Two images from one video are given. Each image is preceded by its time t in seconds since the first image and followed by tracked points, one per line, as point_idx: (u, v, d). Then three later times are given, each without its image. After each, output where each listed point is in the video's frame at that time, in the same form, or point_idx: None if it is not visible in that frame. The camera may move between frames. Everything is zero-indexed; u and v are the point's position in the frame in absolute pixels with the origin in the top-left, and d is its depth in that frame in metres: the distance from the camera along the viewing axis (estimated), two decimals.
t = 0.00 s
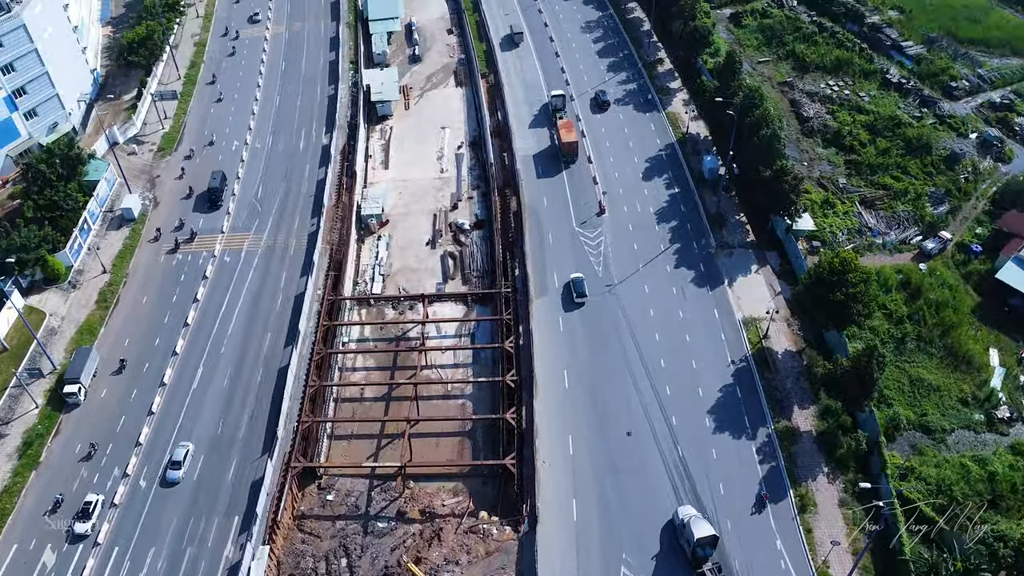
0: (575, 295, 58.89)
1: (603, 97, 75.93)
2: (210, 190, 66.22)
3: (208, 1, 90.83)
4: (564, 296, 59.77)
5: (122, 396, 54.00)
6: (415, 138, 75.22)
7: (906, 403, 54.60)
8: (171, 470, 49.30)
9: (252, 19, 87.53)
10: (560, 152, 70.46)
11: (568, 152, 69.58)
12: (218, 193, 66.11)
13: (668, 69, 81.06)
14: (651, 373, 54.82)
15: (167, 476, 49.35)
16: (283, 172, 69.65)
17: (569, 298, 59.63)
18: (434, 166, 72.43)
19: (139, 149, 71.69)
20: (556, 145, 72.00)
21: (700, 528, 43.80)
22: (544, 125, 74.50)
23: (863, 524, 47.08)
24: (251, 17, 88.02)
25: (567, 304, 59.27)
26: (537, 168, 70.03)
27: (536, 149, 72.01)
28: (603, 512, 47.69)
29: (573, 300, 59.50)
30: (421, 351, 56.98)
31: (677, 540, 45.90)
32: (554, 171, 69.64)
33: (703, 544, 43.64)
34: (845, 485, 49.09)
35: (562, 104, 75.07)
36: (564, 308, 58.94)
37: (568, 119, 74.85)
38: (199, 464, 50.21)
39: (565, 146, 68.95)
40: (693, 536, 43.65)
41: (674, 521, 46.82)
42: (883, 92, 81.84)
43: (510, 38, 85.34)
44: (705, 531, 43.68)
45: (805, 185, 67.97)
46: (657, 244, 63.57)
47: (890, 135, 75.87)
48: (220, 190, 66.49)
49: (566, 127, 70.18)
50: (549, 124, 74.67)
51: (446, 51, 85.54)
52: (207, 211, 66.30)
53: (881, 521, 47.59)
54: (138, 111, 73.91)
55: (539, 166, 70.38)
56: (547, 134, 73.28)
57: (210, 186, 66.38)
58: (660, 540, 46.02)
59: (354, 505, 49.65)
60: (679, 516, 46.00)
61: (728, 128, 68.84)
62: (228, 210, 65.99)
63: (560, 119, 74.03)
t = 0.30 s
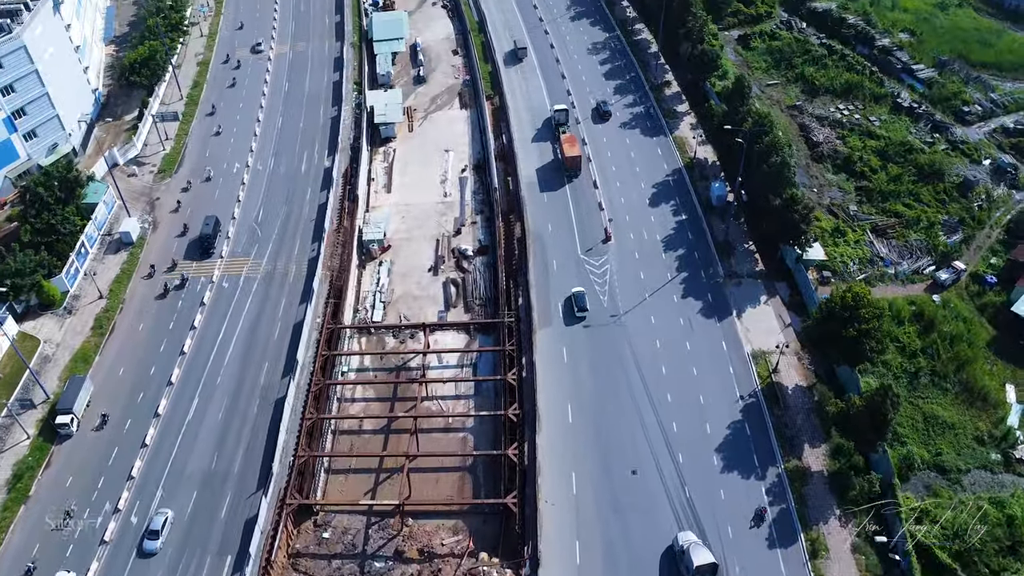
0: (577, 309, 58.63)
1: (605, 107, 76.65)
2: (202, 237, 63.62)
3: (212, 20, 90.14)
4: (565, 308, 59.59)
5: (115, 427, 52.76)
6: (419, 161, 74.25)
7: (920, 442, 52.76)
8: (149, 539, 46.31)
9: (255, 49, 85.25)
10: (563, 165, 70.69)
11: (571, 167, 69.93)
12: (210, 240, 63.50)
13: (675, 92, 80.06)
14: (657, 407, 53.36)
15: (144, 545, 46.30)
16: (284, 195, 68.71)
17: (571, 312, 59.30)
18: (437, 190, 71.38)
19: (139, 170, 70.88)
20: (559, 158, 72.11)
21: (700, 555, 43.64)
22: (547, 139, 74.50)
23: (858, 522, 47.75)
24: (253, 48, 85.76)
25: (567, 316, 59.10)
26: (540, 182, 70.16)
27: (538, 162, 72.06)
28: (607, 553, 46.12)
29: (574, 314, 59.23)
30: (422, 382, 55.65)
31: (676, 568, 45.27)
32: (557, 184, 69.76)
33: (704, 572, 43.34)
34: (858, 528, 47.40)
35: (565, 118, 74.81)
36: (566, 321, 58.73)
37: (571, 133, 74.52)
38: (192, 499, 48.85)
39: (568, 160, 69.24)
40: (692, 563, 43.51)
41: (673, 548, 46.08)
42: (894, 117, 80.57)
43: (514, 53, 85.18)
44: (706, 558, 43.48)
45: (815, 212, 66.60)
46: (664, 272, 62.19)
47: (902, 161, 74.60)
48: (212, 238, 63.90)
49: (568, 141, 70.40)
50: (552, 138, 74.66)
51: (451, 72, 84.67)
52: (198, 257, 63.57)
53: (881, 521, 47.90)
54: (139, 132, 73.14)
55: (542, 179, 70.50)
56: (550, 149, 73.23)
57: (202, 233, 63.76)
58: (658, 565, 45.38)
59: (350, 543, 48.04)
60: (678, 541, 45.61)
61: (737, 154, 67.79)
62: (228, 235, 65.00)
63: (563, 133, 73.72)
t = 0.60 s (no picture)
0: (578, 322, 58.34)
1: (606, 118, 77.10)
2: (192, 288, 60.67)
3: (217, 38, 89.46)
4: (565, 322, 59.42)
5: (107, 459, 51.41)
6: (422, 184, 73.17)
7: (935, 482, 50.68)
8: None
9: (256, 79, 82.94)
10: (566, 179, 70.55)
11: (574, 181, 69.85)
12: (199, 291, 60.56)
13: (683, 115, 78.99)
14: (663, 443, 51.87)
15: None
16: (285, 219, 67.71)
17: (572, 325, 59.12)
18: (440, 214, 70.23)
19: (139, 192, 69.99)
20: (562, 172, 72.00)
21: None
22: (550, 153, 74.51)
23: (858, 522, 47.53)
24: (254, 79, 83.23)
25: (568, 329, 58.89)
26: (544, 197, 69.87)
27: (541, 176, 72.06)
28: None
29: (574, 327, 59.05)
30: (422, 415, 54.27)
31: None
32: (560, 199, 69.56)
33: None
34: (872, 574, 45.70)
35: (568, 133, 74.38)
36: (568, 334, 58.54)
37: (574, 147, 74.38)
38: (185, 536, 47.43)
39: (572, 175, 69.11)
40: None
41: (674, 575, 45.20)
42: (905, 142, 79.24)
43: (518, 68, 85.27)
44: None
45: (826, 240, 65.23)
46: (671, 302, 60.75)
47: (914, 188, 73.25)
48: (202, 286, 61.09)
49: (573, 154, 70.25)
50: (555, 152, 74.66)
51: (456, 93, 83.69)
52: (186, 310, 60.61)
53: (880, 521, 47.75)
54: (139, 153, 72.29)
55: (545, 193, 70.30)
56: (553, 163, 73.23)
57: (191, 283, 60.88)
58: None
59: None
60: (679, 568, 44.84)
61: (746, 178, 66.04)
62: (228, 259, 63.92)
63: (566, 147, 73.51)
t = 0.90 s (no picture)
0: (579, 336, 58.11)
1: (608, 128, 77.73)
2: (177, 342, 57.39)
3: (221, 57, 88.89)
4: (568, 335, 59.14)
5: (98, 492, 50.06)
6: (425, 208, 72.02)
7: (952, 525, 48.79)
8: None
9: (256, 112, 80.45)
10: (569, 194, 70.66)
11: (577, 195, 69.87)
12: (184, 345, 57.43)
13: (691, 138, 77.84)
14: (670, 482, 50.26)
15: None
16: (286, 243, 66.64)
17: (572, 339, 58.88)
18: (443, 239, 69.05)
19: (139, 214, 69.09)
20: (565, 187, 72.04)
21: None
22: (553, 167, 74.54)
23: (857, 524, 47.61)
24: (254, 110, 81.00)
25: (569, 344, 58.53)
26: (547, 211, 69.80)
27: (544, 190, 72.05)
28: None
29: (576, 340, 58.79)
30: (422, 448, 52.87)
31: None
32: (563, 213, 69.49)
33: None
34: None
35: (571, 146, 74.47)
36: (568, 348, 58.28)
37: (577, 161, 74.31)
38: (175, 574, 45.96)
39: (575, 189, 69.29)
40: None
41: None
42: (917, 166, 77.87)
43: (521, 83, 85.05)
44: None
45: (837, 269, 63.83)
46: (679, 332, 59.29)
47: (926, 215, 71.84)
48: (188, 341, 57.83)
49: (575, 169, 70.47)
50: (558, 165, 74.66)
51: (461, 114, 82.73)
52: (172, 364, 57.50)
53: (881, 521, 46.63)
54: (140, 174, 71.43)
55: (548, 208, 70.25)
56: (556, 176, 73.25)
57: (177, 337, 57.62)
58: None
59: None
60: None
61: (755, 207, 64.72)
62: (227, 284, 62.84)
63: (569, 161, 73.48)
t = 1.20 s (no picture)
0: (580, 349, 57.87)
1: (610, 138, 77.99)
2: (158, 402, 54.04)
3: (224, 76, 88.17)
4: (570, 348, 58.95)
5: (88, 527, 48.58)
6: (428, 231, 70.86)
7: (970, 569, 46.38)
8: None
9: (256, 145, 78.01)
10: (573, 208, 70.56)
11: (580, 209, 69.68)
12: (166, 405, 53.98)
13: (698, 161, 76.58)
14: (677, 522, 48.56)
15: None
16: (286, 268, 65.53)
17: (574, 352, 58.69)
18: (446, 264, 67.84)
19: (138, 237, 68.11)
20: (568, 201, 71.88)
21: None
22: (556, 181, 74.34)
23: (857, 526, 48.08)
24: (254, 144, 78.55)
25: (572, 358, 58.29)
26: (550, 224, 69.71)
27: (548, 205, 71.82)
28: None
29: (578, 354, 58.52)
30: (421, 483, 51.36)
31: None
32: (566, 227, 69.38)
33: None
34: None
35: (575, 160, 74.31)
36: (569, 362, 58.01)
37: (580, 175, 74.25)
38: None
39: (578, 203, 69.16)
40: None
41: None
42: (930, 192, 76.41)
43: (525, 98, 85.11)
44: None
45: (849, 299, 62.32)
46: (686, 364, 57.79)
47: (939, 242, 70.31)
48: (171, 401, 54.41)
49: (579, 184, 70.42)
50: (560, 180, 74.43)
51: (465, 136, 81.72)
52: (152, 427, 54.01)
53: (882, 522, 48.02)
54: (140, 196, 70.53)
55: (551, 222, 70.13)
56: (559, 191, 73.05)
57: (158, 397, 54.22)
58: None
59: None
60: None
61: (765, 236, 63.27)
62: (225, 309, 61.73)
63: (572, 175, 73.36)
